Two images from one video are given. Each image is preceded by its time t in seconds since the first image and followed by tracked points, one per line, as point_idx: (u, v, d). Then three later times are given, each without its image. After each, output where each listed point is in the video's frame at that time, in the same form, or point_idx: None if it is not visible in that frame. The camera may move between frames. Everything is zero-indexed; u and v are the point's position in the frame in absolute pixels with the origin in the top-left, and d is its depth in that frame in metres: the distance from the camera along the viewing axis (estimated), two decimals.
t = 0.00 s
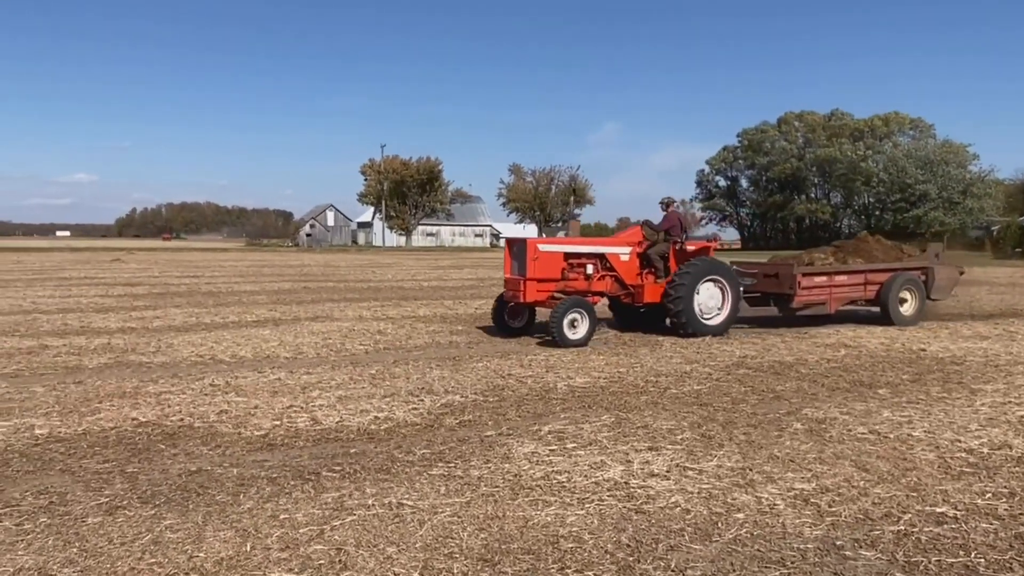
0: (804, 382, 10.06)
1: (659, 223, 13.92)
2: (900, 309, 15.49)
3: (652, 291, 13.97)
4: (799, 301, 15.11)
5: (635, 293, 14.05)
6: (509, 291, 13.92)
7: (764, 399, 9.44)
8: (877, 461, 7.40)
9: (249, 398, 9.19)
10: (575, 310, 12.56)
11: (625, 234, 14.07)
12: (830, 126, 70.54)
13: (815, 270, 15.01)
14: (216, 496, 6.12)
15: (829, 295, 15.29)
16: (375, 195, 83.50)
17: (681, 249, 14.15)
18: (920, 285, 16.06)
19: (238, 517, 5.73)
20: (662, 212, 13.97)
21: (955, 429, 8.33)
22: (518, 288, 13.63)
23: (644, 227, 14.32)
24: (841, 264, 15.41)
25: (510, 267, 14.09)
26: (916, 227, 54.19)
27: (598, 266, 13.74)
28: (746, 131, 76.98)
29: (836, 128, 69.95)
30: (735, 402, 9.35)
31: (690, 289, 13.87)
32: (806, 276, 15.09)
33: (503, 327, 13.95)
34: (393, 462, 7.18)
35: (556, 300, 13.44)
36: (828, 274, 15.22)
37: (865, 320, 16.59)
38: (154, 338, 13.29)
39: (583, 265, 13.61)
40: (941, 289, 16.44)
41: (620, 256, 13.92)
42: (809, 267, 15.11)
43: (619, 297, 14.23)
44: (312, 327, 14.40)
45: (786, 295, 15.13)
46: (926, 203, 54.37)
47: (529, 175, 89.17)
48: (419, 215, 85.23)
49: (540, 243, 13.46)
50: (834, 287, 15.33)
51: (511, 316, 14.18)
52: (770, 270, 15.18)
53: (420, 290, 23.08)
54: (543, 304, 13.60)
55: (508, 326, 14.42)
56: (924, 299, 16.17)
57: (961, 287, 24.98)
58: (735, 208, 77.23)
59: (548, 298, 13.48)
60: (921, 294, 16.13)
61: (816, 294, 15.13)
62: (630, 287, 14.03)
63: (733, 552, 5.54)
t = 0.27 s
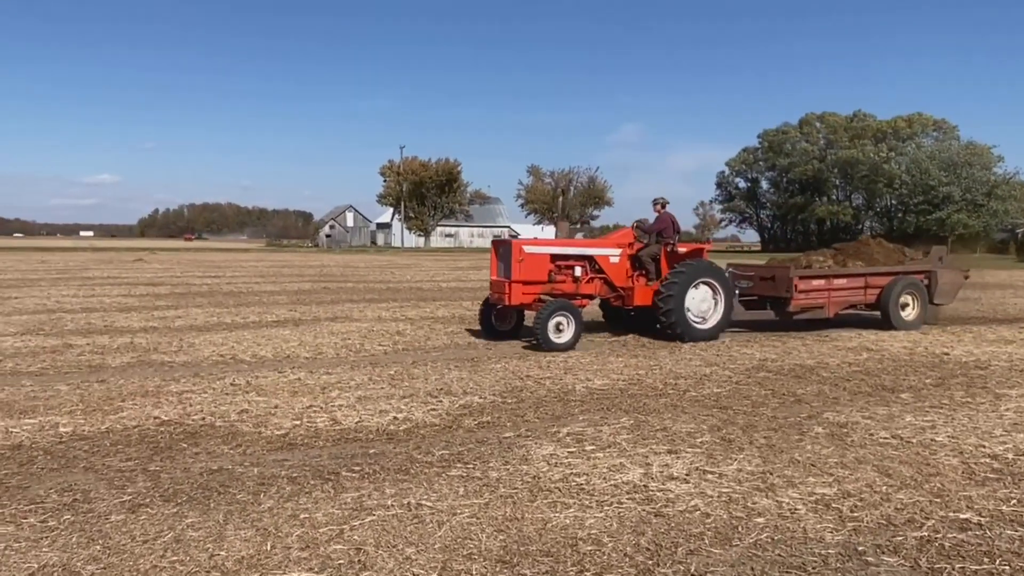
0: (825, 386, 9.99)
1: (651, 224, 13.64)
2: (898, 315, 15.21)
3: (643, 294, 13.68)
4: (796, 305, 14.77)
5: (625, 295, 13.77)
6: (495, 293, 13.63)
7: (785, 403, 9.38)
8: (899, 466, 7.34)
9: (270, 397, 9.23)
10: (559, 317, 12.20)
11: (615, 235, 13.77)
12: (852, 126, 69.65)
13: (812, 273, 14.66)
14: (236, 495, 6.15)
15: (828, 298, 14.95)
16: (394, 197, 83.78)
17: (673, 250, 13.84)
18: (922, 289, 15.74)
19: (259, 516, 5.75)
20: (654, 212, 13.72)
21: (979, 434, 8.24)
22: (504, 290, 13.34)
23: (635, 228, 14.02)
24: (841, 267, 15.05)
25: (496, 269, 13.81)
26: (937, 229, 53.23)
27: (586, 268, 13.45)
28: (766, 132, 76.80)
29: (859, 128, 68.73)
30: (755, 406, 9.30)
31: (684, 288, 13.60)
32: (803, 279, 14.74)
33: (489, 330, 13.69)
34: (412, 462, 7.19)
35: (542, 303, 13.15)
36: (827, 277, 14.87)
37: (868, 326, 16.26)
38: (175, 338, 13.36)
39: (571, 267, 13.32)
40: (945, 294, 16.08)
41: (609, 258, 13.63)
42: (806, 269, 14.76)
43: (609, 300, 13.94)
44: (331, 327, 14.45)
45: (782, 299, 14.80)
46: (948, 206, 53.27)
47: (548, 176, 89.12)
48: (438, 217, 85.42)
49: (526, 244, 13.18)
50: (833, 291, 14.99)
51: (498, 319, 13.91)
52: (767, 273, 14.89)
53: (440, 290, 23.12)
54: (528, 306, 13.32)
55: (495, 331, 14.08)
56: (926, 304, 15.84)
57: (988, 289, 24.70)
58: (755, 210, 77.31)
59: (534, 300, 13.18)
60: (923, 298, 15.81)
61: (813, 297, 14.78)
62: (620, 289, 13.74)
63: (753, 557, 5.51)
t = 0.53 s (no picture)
0: (847, 389, 9.92)
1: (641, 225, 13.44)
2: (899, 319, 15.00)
3: (632, 296, 13.49)
4: (792, 308, 14.64)
5: (615, 297, 13.59)
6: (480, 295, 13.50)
7: (807, 406, 9.33)
8: (923, 471, 7.28)
9: (291, 396, 9.27)
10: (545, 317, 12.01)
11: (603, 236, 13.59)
12: (875, 127, 68.95)
13: (809, 275, 14.51)
14: (258, 493, 6.17)
15: (826, 301, 14.79)
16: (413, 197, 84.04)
17: (663, 251, 13.64)
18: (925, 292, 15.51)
19: (281, 515, 5.77)
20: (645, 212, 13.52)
21: (1005, 439, 8.15)
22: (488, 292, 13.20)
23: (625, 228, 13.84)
24: (840, 270, 14.89)
25: (482, 270, 13.67)
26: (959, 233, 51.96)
27: (572, 269, 13.29)
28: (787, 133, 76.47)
29: (882, 129, 68.22)
30: (776, 409, 9.25)
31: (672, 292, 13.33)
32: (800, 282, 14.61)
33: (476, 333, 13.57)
34: (432, 462, 7.20)
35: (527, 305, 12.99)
36: (825, 280, 14.71)
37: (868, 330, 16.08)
38: (198, 337, 13.46)
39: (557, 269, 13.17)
40: (949, 297, 15.83)
41: (597, 259, 13.46)
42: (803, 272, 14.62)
43: (598, 301, 13.78)
44: (351, 327, 14.49)
45: (779, 302, 14.67)
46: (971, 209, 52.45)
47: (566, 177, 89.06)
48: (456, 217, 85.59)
49: (510, 245, 13.03)
50: (831, 294, 14.83)
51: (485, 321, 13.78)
52: (763, 275, 14.77)
53: (460, 291, 23.16)
54: (514, 308, 13.17)
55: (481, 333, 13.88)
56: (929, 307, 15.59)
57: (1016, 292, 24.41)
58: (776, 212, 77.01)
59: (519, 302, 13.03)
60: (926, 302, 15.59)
61: (810, 300, 14.65)
62: (609, 291, 13.56)
63: (775, 561, 5.48)
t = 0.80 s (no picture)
0: (870, 392, 9.84)
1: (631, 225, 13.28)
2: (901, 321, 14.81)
3: (620, 297, 13.31)
4: (788, 310, 14.49)
5: (602, 298, 13.43)
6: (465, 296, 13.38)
7: (829, 408, 9.27)
8: (948, 475, 7.21)
9: (312, 395, 9.31)
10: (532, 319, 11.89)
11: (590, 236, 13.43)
12: (899, 127, 68.45)
13: (805, 276, 14.36)
14: (280, 491, 6.19)
15: (824, 303, 14.63)
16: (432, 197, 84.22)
17: (653, 252, 13.47)
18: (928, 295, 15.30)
19: (302, 513, 5.78)
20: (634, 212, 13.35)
21: None
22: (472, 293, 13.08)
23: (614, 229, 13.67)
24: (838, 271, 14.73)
25: (466, 271, 13.56)
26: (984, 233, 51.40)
27: (558, 269, 13.14)
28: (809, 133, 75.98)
29: (906, 129, 67.85)
30: (797, 411, 9.18)
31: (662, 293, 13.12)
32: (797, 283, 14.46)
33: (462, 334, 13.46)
34: (452, 461, 7.20)
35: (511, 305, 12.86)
36: (822, 281, 14.55)
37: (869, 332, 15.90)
38: (220, 335, 13.53)
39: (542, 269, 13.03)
40: (953, 299, 15.60)
41: (585, 259, 13.30)
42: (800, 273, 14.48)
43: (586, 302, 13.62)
44: (371, 326, 14.53)
45: (775, 303, 14.53)
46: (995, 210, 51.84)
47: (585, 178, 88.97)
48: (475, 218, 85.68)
49: (492, 245, 12.91)
50: (829, 295, 14.66)
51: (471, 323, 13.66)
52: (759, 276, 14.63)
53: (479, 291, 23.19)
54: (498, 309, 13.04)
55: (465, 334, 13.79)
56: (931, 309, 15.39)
57: None
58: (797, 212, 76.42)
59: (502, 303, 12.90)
60: (928, 304, 15.37)
61: (806, 302, 14.50)
62: (596, 292, 13.40)
63: (799, 564, 5.44)
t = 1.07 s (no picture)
0: (895, 395, 9.75)
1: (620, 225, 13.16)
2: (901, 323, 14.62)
3: (607, 298, 13.18)
4: (783, 311, 14.39)
5: (589, 300, 13.31)
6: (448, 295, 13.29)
7: (854, 411, 9.20)
8: (975, 479, 7.13)
9: (334, 394, 9.33)
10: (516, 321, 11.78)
11: (577, 237, 13.31)
12: (924, 127, 67.84)
13: (799, 278, 14.25)
14: (302, 489, 6.21)
15: (819, 305, 14.51)
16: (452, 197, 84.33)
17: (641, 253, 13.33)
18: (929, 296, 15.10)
19: (325, 511, 5.80)
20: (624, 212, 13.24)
21: None
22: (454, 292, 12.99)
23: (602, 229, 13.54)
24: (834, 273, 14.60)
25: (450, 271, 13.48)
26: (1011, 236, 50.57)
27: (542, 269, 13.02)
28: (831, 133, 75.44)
29: (931, 129, 67.27)
30: (820, 414, 9.12)
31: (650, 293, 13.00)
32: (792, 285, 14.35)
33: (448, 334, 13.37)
34: (473, 462, 7.19)
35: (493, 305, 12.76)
36: (817, 282, 14.44)
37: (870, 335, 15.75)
38: (242, 334, 13.59)
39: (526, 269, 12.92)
40: (956, 300, 15.38)
41: (570, 260, 13.18)
42: (794, 275, 14.38)
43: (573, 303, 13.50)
44: (391, 326, 14.55)
45: (769, 304, 14.43)
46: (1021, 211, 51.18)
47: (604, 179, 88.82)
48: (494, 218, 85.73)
49: (475, 245, 12.82)
50: (825, 297, 14.55)
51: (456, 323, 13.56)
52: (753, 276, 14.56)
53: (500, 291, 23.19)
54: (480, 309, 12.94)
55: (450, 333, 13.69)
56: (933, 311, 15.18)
57: None
58: (819, 212, 75.73)
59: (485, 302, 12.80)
60: (930, 307, 15.15)
61: (800, 304, 14.39)
62: (583, 294, 13.27)
63: (823, 569, 5.40)
